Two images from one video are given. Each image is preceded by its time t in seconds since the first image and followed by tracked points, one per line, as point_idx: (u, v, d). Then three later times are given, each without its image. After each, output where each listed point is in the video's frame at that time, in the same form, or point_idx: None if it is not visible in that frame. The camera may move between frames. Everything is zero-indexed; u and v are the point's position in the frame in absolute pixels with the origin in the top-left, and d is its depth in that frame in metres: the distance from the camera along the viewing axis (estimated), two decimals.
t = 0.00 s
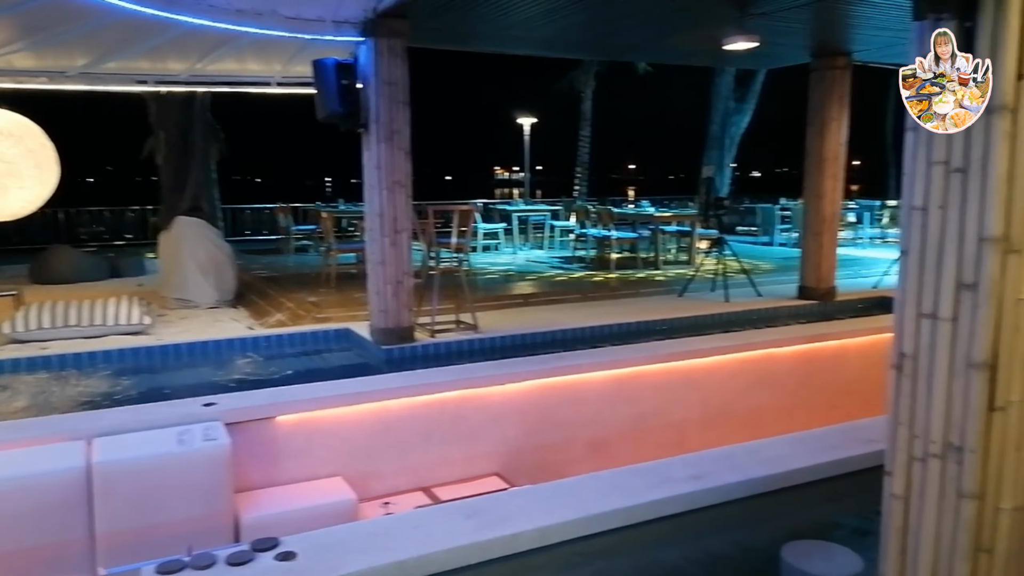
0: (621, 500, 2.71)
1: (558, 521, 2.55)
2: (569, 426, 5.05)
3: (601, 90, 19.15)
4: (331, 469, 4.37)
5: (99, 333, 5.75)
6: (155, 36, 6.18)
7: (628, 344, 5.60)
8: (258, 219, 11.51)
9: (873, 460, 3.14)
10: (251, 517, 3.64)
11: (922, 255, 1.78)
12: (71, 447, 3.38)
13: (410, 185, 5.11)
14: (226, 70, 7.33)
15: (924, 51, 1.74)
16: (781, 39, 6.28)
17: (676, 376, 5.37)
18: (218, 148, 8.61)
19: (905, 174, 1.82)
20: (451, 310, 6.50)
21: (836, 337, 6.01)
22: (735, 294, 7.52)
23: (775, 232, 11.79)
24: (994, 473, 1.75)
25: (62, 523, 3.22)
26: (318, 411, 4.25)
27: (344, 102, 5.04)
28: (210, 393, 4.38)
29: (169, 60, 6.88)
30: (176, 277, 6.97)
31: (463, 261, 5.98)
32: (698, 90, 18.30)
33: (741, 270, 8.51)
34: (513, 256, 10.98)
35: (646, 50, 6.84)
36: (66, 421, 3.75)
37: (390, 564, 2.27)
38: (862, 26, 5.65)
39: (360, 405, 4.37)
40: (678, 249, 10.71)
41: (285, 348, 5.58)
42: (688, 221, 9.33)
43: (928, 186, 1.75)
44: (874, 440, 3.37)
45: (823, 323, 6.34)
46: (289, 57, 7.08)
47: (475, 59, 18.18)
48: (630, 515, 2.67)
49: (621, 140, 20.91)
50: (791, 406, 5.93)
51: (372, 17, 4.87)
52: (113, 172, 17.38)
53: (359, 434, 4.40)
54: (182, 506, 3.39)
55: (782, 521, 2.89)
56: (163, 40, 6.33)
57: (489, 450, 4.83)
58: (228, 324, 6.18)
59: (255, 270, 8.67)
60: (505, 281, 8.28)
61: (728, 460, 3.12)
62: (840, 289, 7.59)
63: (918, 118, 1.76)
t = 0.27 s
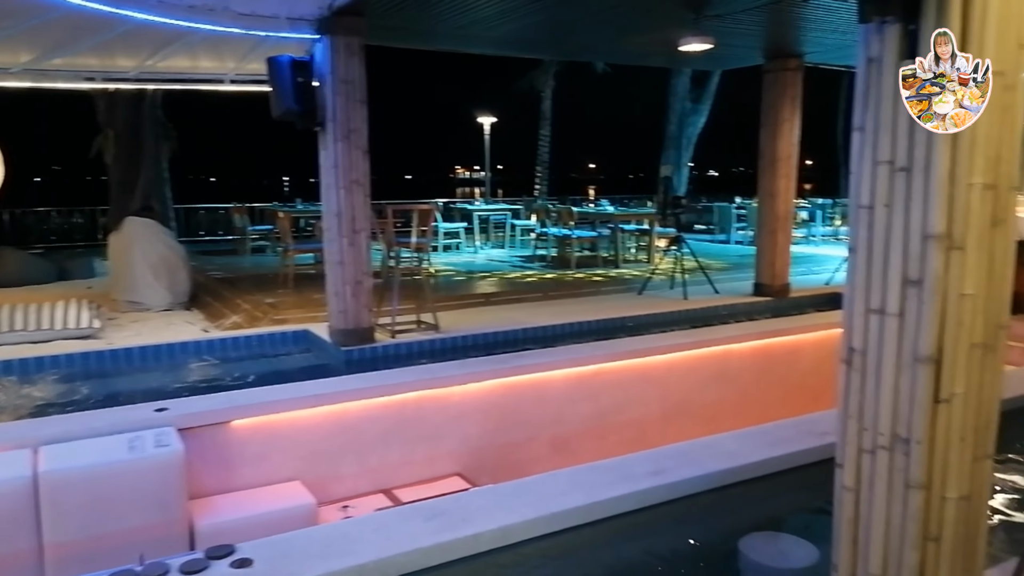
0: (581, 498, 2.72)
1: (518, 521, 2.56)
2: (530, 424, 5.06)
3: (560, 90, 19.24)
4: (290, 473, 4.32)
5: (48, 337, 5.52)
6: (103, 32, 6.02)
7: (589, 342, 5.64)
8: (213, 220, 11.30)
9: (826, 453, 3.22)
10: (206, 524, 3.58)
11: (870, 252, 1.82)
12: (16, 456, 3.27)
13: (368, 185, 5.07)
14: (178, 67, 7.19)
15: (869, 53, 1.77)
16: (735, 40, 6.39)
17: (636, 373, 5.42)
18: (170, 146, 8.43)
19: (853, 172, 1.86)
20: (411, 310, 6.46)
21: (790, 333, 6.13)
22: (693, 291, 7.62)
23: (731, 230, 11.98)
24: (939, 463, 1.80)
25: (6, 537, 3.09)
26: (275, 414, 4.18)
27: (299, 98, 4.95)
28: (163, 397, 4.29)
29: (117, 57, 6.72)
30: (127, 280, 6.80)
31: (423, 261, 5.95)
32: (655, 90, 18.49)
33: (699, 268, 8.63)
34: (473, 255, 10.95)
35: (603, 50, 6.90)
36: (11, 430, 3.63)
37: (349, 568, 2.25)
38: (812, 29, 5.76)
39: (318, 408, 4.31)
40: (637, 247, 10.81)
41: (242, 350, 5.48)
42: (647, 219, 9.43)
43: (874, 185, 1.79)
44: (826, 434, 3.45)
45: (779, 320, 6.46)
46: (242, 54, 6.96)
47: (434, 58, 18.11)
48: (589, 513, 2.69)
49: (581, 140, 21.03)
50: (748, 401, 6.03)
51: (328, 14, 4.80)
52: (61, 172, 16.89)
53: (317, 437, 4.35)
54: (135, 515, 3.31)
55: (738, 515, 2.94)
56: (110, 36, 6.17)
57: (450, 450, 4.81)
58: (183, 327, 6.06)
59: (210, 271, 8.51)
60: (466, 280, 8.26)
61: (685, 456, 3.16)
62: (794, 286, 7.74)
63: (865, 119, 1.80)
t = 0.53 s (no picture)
0: (543, 499, 2.73)
1: (480, 524, 2.55)
2: (493, 426, 5.05)
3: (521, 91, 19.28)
4: (248, 480, 4.26)
5: None
6: (50, 30, 5.85)
7: (552, 343, 5.64)
8: (169, 222, 11.07)
9: (784, 449, 3.27)
10: (161, 535, 3.51)
11: (822, 252, 1.85)
12: None
13: (327, 186, 5.01)
14: (128, 66, 7.02)
15: (820, 55, 1.80)
16: (692, 43, 6.46)
17: (598, 373, 5.45)
18: (122, 147, 8.23)
19: (805, 173, 1.89)
20: (372, 313, 6.40)
21: (749, 331, 6.22)
22: (654, 291, 7.69)
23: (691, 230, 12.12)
24: (890, 458, 1.84)
25: None
26: (233, 420, 4.10)
27: (255, 98, 4.87)
28: (116, 405, 4.18)
29: (65, 55, 6.54)
30: (77, 285, 6.62)
31: (384, 263, 5.89)
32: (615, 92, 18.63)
33: (660, 268, 8.71)
34: (435, 257, 10.89)
35: (563, 52, 6.92)
36: None
37: None
38: (766, 32, 5.86)
39: (277, 413, 4.24)
40: (599, 247, 10.87)
41: (198, 355, 5.37)
42: (608, 220, 9.49)
43: (825, 185, 1.82)
44: (784, 431, 3.51)
45: (738, 318, 6.55)
46: (196, 54, 6.83)
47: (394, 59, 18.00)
48: (551, 515, 2.70)
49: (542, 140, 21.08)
50: (708, 399, 6.10)
51: (283, 13, 4.73)
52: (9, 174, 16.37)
53: (276, 443, 4.28)
54: (86, 527, 3.21)
55: (699, 512, 2.98)
56: (58, 34, 6.00)
57: (413, 453, 4.78)
58: (136, 332, 5.91)
59: (165, 275, 8.32)
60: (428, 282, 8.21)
61: (647, 454, 3.19)
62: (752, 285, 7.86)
63: (816, 120, 1.83)
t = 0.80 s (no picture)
0: (508, 503, 2.73)
1: (445, 529, 2.54)
2: (460, 430, 5.03)
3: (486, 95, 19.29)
4: (208, 489, 4.19)
5: None
6: None
7: (517, 346, 5.64)
8: (126, 226, 10.83)
9: (746, 448, 3.32)
10: (118, 547, 3.43)
11: (779, 254, 1.88)
12: None
13: (288, 190, 4.96)
14: (82, 67, 6.85)
15: (775, 60, 1.83)
16: (654, 48, 6.53)
17: (564, 375, 5.46)
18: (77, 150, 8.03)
19: (762, 176, 1.92)
20: (336, 317, 6.34)
21: (713, 332, 6.29)
22: (619, 293, 7.74)
23: (655, 233, 12.24)
24: (847, 456, 1.87)
25: None
26: (192, 428, 4.02)
27: (214, 101, 4.81)
28: (70, 414, 4.07)
29: (15, 56, 6.36)
30: (30, 292, 6.44)
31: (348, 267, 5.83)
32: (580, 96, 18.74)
33: (624, 270, 8.76)
34: (400, 260, 10.82)
35: (526, 56, 6.94)
36: None
37: None
38: (725, 38, 5.94)
39: (238, 420, 4.16)
40: (564, 250, 10.91)
41: (157, 362, 5.26)
42: (573, 223, 9.53)
43: (781, 188, 1.85)
44: (746, 431, 3.56)
45: (701, 320, 6.63)
46: (152, 55, 6.70)
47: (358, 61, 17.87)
48: (516, 518, 2.69)
49: (508, 144, 21.11)
50: (672, 400, 6.16)
51: (242, 14, 4.67)
52: None
53: (237, 451, 4.21)
54: (39, 539, 3.12)
55: (664, 512, 3.01)
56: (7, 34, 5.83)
57: (377, 458, 4.74)
58: (92, 339, 5.77)
59: (122, 280, 8.14)
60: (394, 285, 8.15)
61: (612, 456, 3.21)
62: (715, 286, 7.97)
63: (772, 125, 1.86)
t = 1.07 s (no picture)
0: (477, 506, 2.73)
1: (413, 533, 2.54)
2: (429, 434, 5.01)
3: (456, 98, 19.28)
4: (173, 496, 4.12)
5: None
6: None
7: (487, 349, 5.65)
8: (88, 231, 10.62)
9: (713, 448, 3.36)
10: (79, 556, 3.36)
11: (741, 256, 1.91)
12: None
13: (254, 193, 4.91)
14: (41, 68, 6.71)
15: (736, 66, 1.86)
16: (622, 52, 6.59)
17: (534, 378, 5.47)
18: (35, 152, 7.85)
19: (725, 179, 1.95)
20: (304, 321, 6.28)
21: (681, 334, 6.35)
22: (589, 296, 7.79)
23: (624, 236, 12.33)
24: (809, 455, 1.90)
25: None
26: (156, 435, 3.96)
27: (177, 102, 4.73)
28: (29, 423, 3.98)
29: None
30: None
31: (316, 270, 5.78)
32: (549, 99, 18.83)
33: (594, 273, 8.81)
34: (369, 264, 10.75)
35: (494, 59, 6.96)
36: None
37: None
38: (691, 43, 6.03)
39: (203, 426, 4.10)
40: (534, 253, 10.95)
41: (120, 368, 5.17)
42: (543, 226, 9.57)
43: (743, 192, 1.88)
44: (713, 431, 3.61)
45: (669, 321, 6.69)
46: (114, 56, 6.59)
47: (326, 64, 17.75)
48: (485, 521, 2.70)
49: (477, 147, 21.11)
50: (642, 401, 6.21)
51: (206, 15, 4.61)
52: None
53: (203, 458, 4.15)
54: None
55: (632, 513, 3.04)
56: None
57: (346, 463, 4.71)
58: (52, 346, 5.64)
59: (84, 286, 7.98)
60: (363, 289, 8.11)
61: (581, 458, 3.23)
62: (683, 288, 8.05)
63: (734, 129, 1.89)
